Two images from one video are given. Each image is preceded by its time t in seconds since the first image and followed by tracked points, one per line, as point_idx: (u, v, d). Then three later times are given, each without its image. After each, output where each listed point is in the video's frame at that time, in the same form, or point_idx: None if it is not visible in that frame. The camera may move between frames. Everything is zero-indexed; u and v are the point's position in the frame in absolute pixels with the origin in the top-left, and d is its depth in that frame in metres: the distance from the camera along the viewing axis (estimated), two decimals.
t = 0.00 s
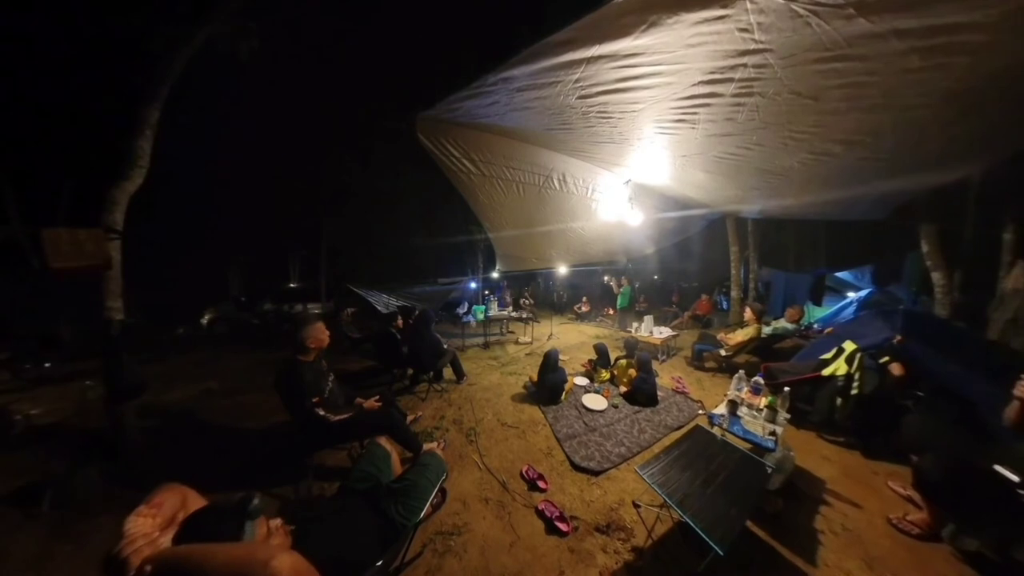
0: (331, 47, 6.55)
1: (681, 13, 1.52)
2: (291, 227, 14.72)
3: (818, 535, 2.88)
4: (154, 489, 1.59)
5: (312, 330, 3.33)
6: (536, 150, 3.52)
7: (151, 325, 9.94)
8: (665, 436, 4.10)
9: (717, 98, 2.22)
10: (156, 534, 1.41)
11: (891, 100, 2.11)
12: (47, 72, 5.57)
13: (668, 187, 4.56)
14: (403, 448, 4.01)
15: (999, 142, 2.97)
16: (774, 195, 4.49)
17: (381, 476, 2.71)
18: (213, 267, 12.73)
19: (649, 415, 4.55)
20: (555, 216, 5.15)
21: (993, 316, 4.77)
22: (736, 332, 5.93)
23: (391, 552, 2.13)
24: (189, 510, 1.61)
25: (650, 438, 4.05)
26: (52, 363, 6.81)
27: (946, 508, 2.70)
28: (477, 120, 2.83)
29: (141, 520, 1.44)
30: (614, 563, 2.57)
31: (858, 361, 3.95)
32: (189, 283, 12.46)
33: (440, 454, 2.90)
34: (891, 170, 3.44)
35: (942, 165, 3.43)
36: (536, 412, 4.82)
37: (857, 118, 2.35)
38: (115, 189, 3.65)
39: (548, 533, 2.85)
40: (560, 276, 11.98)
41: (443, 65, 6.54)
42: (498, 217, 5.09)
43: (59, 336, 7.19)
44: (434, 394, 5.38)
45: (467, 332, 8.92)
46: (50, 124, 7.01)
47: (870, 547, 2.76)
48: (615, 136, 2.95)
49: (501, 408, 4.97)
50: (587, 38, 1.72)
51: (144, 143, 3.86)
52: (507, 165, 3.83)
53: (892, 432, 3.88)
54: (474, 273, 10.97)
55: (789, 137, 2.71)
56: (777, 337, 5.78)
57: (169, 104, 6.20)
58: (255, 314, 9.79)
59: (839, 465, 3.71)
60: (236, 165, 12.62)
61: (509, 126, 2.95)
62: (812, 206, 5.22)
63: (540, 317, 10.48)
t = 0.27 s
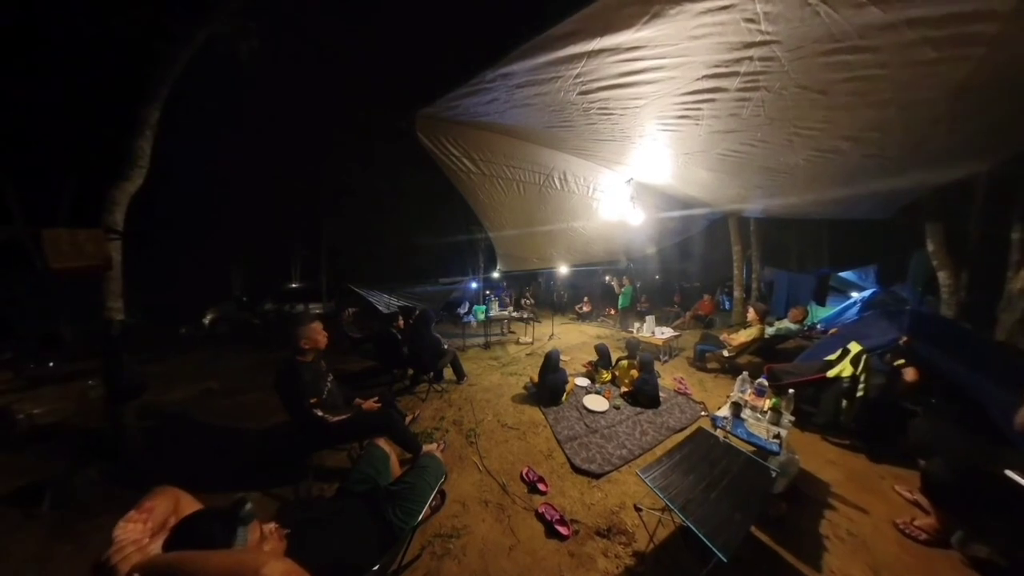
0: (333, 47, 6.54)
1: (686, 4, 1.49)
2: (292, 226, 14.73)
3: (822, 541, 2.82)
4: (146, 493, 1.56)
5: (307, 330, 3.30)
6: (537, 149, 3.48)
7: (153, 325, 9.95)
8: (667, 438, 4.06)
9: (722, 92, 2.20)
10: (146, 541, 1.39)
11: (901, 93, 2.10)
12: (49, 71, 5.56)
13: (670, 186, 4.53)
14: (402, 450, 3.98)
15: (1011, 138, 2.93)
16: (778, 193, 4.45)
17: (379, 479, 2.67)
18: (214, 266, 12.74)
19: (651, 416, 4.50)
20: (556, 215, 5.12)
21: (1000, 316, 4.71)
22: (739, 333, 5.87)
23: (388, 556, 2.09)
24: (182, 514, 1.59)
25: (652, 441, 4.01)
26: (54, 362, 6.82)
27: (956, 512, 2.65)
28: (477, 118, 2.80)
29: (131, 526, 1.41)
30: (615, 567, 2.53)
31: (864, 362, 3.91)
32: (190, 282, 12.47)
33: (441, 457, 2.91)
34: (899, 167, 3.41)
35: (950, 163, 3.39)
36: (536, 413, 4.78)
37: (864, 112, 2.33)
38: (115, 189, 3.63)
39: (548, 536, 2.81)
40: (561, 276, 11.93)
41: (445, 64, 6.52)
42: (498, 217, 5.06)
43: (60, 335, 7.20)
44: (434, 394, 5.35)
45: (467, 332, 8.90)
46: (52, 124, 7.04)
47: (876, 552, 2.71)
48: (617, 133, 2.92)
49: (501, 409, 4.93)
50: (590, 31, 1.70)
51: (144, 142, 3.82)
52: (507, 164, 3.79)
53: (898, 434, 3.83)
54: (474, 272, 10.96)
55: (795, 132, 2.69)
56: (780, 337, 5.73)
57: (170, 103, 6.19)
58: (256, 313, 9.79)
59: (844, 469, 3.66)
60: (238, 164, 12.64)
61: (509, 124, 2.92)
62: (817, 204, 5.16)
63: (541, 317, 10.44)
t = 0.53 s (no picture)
0: (335, 47, 6.52)
1: None
2: (294, 226, 14.74)
3: (828, 546, 2.76)
4: (139, 499, 1.55)
5: (306, 331, 3.25)
6: (537, 147, 3.45)
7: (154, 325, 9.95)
8: (669, 441, 4.01)
9: (727, 87, 2.18)
10: (136, 547, 1.35)
11: (914, 86, 2.08)
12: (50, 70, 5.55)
13: (673, 185, 4.50)
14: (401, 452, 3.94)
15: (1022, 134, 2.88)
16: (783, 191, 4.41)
17: (377, 482, 2.63)
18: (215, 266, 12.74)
19: (654, 418, 4.45)
20: (558, 215, 5.07)
21: (1008, 317, 4.65)
22: (742, 334, 5.82)
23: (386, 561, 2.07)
24: (174, 520, 1.56)
25: (654, 443, 3.96)
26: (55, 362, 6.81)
27: (966, 518, 2.59)
28: (477, 116, 2.76)
29: (123, 531, 1.38)
30: (616, 572, 2.49)
31: (870, 364, 3.75)
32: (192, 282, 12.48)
33: (438, 459, 2.80)
34: (906, 164, 3.37)
35: (958, 159, 3.37)
36: (537, 414, 4.74)
37: (873, 107, 2.31)
38: (115, 189, 3.61)
39: (549, 540, 2.77)
40: (562, 276, 11.87)
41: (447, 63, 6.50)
42: (499, 216, 5.02)
43: (63, 335, 7.20)
44: (434, 395, 5.31)
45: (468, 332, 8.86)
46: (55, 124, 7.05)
47: (883, 558, 2.65)
48: (619, 130, 2.88)
49: (502, 410, 4.89)
50: (593, 21, 1.67)
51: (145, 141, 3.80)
52: (508, 163, 3.76)
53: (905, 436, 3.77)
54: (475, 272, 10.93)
55: (801, 129, 2.66)
56: (784, 338, 5.66)
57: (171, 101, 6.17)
58: (258, 313, 9.79)
59: (849, 472, 3.59)
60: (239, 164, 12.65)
61: (510, 122, 2.89)
62: (822, 203, 5.09)
63: (542, 317, 10.39)
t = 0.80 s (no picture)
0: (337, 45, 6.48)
1: None
2: (294, 225, 14.70)
3: (837, 551, 2.68)
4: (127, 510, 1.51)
5: (306, 332, 3.20)
6: (541, 144, 3.39)
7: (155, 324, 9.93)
8: (674, 443, 3.95)
9: (739, 81, 2.12)
10: (122, 562, 1.28)
11: (934, 79, 2.01)
12: (50, 67, 5.50)
13: (678, 184, 4.43)
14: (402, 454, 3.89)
15: None
16: (790, 190, 4.35)
17: (376, 488, 2.57)
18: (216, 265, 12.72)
19: (658, 420, 4.39)
20: (560, 215, 5.02)
21: (1019, 318, 4.58)
22: (747, 334, 5.75)
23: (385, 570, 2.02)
24: (165, 532, 1.52)
25: (659, 445, 3.90)
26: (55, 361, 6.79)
27: (980, 525, 2.52)
28: (479, 111, 2.70)
29: (109, 544, 1.34)
30: None
31: (878, 366, 3.80)
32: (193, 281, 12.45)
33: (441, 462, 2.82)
34: (917, 163, 3.31)
35: (970, 157, 3.32)
36: (540, 416, 4.68)
37: (889, 101, 2.25)
38: (114, 189, 3.56)
39: (553, 546, 2.72)
40: (564, 276, 11.80)
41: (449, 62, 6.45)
42: (501, 215, 4.96)
43: (63, 334, 7.17)
44: (436, 396, 5.26)
45: (469, 332, 8.79)
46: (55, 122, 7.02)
47: (894, 566, 2.55)
48: (625, 126, 2.82)
49: (504, 412, 4.83)
50: (602, 8, 1.61)
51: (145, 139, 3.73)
52: (510, 160, 3.70)
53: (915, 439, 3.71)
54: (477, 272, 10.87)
55: (813, 125, 2.60)
56: (789, 339, 5.60)
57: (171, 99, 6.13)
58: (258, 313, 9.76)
59: (857, 477, 3.51)
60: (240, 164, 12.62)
61: (513, 118, 2.83)
62: (828, 202, 5.02)
63: (544, 317, 10.32)
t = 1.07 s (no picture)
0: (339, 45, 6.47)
1: None
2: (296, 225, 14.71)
3: (841, 552, 2.67)
4: (132, 516, 1.64)
5: (311, 333, 3.19)
6: (544, 144, 3.38)
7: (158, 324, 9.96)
8: (678, 444, 3.94)
9: (745, 81, 2.11)
10: (126, 567, 1.41)
11: (942, 79, 1.99)
12: (53, 68, 5.51)
13: (681, 184, 4.42)
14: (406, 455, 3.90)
15: None
16: (795, 189, 4.33)
17: (382, 488, 2.58)
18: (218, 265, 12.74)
19: (661, 421, 4.38)
20: (563, 214, 5.00)
21: None
22: (750, 335, 5.74)
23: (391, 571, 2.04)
24: (169, 536, 1.65)
25: (662, 446, 3.90)
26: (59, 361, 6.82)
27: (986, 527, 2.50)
28: (483, 111, 2.69)
29: (115, 548, 1.47)
30: None
31: (883, 367, 3.72)
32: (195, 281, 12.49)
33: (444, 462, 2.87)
34: (925, 160, 3.29)
35: (976, 156, 3.30)
36: (543, 417, 4.68)
37: (896, 101, 2.23)
38: (117, 190, 3.56)
39: (557, 547, 2.72)
40: (565, 276, 11.79)
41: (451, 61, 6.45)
42: (503, 215, 4.94)
43: (66, 334, 7.20)
44: (438, 396, 5.26)
45: (471, 332, 8.78)
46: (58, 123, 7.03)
47: (899, 567, 2.53)
48: (629, 126, 2.81)
49: (507, 412, 4.83)
50: (607, 8, 1.60)
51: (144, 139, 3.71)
52: (514, 160, 3.69)
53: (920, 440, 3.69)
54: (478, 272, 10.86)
55: (819, 125, 2.58)
56: (793, 340, 5.58)
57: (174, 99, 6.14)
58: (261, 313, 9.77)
59: (861, 478, 3.49)
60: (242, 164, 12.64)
61: (517, 117, 2.82)
62: (832, 201, 5.00)
63: (545, 318, 10.31)
